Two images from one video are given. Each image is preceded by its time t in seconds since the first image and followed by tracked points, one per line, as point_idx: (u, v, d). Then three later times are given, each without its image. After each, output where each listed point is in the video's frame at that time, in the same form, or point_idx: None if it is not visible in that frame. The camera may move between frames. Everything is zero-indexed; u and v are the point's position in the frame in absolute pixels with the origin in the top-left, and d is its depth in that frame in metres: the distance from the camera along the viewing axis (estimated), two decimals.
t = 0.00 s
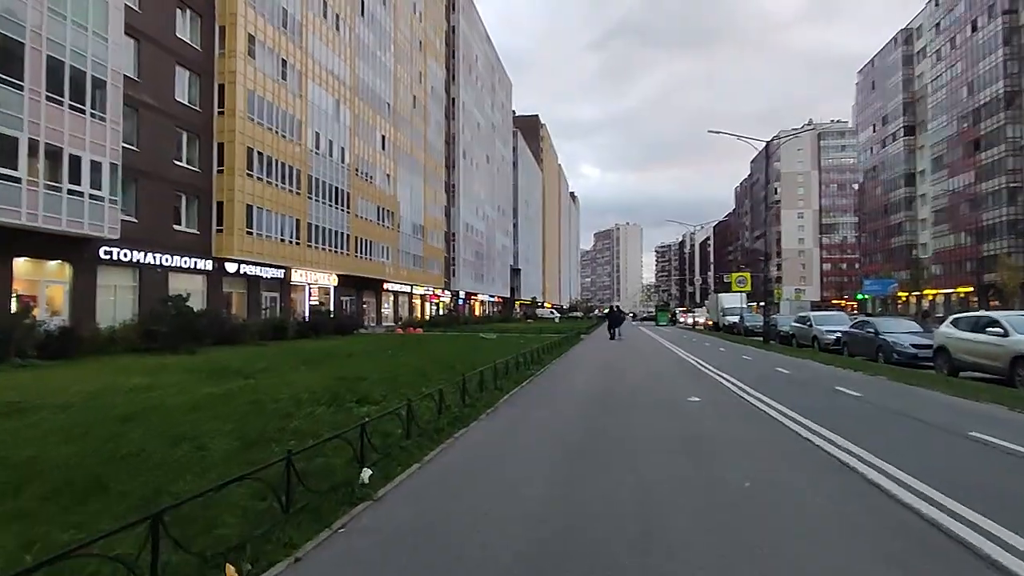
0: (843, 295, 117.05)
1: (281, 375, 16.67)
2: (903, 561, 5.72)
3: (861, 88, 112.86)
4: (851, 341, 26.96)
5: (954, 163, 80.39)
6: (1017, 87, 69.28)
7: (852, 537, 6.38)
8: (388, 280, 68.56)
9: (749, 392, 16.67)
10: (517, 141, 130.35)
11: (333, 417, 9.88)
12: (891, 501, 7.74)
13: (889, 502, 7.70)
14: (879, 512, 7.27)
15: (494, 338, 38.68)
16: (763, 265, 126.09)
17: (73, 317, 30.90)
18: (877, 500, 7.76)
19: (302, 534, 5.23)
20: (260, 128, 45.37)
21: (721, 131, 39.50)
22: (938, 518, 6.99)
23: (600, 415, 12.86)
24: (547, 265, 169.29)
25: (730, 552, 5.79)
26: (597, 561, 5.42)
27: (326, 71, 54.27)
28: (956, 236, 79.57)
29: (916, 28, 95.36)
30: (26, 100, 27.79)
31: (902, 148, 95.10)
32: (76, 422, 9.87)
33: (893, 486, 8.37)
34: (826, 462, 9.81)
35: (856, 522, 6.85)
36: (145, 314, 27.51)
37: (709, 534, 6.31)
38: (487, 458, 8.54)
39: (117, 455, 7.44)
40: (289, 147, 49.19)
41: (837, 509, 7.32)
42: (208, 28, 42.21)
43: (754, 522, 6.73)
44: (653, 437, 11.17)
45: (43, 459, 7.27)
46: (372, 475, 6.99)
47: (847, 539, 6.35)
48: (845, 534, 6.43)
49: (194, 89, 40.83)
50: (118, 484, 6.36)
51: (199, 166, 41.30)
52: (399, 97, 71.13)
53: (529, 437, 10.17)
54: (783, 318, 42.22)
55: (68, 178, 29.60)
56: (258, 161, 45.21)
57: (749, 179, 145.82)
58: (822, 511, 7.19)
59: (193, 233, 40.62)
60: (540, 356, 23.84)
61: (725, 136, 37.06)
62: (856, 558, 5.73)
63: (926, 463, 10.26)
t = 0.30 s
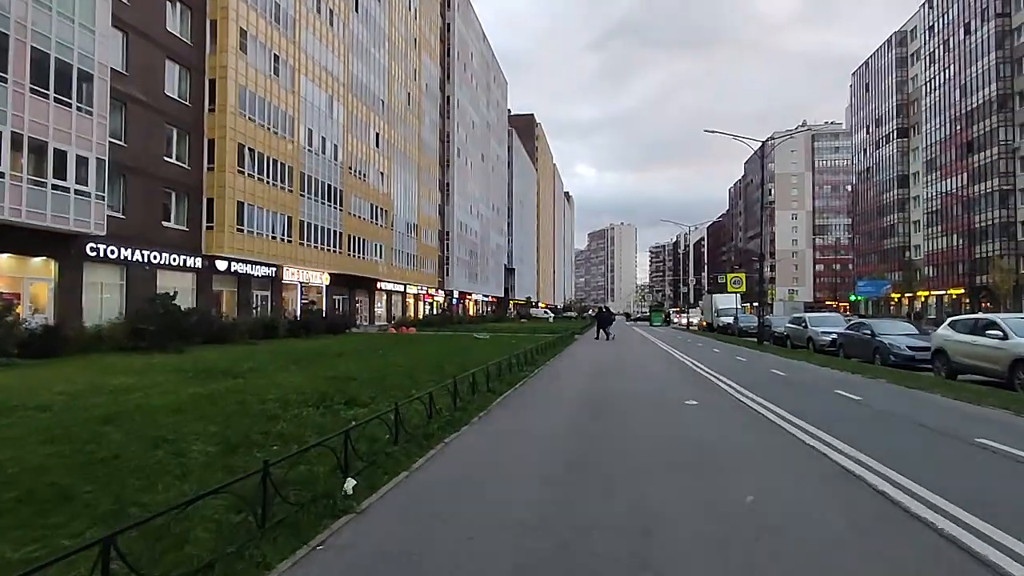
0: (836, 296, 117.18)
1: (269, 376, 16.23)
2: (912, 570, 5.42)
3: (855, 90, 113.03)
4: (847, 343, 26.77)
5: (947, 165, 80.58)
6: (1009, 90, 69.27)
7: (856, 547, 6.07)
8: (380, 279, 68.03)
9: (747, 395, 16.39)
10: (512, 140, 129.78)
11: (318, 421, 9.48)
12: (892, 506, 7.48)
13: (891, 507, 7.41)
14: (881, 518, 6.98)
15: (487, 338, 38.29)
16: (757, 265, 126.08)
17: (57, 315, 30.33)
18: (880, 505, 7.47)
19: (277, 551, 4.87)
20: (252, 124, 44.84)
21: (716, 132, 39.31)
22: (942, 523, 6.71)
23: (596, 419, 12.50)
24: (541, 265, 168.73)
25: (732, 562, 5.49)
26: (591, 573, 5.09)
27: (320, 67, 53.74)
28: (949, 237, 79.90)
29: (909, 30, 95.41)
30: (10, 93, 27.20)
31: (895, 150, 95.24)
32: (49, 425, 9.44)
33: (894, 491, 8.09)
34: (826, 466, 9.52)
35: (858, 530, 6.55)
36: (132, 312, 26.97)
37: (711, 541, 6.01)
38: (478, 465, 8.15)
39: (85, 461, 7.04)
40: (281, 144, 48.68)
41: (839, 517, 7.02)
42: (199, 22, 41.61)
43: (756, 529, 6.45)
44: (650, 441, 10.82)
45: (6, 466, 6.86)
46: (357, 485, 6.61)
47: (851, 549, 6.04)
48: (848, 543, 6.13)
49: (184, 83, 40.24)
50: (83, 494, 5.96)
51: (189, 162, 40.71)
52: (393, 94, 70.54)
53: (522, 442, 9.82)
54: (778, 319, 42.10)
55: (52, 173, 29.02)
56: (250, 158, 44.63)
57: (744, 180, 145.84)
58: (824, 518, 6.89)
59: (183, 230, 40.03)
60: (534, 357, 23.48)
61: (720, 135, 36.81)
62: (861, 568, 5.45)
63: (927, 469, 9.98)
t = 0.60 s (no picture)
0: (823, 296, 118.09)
1: (253, 375, 15.75)
2: (924, 575, 5.13)
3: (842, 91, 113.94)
4: (837, 341, 26.71)
5: (933, 166, 81.36)
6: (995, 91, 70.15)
7: (863, 551, 5.76)
8: (369, 277, 67.41)
9: (741, 394, 16.13)
10: (501, 139, 129.41)
11: (301, 421, 9.05)
12: (898, 507, 7.17)
13: (897, 509, 7.11)
14: (887, 521, 6.68)
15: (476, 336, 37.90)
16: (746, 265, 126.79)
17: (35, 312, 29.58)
18: (884, 507, 7.18)
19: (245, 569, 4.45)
20: (238, 119, 44.09)
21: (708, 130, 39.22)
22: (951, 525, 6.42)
23: (589, 419, 12.15)
24: (531, 264, 168.48)
25: (736, 567, 5.16)
26: None
27: (307, 62, 53.06)
28: (935, 238, 80.77)
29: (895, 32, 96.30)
30: None
31: (882, 150, 96.04)
32: (17, 425, 8.94)
33: (897, 491, 7.82)
34: (826, 466, 9.24)
35: (865, 535, 6.24)
36: (112, 310, 26.31)
37: (714, 546, 5.67)
38: (467, 469, 7.76)
39: (48, 465, 6.57)
40: (268, 140, 47.94)
41: (843, 520, 6.71)
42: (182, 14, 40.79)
43: (756, 532, 6.14)
44: (645, 442, 10.49)
45: None
46: (337, 492, 6.21)
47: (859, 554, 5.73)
48: (856, 549, 5.81)
49: (167, 77, 39.52)
50: (41, 501, 5.51)
51: (173, 157, 39.93)
52: (382, 91, 69.92)
53: (513, 444, 9.44)
54: (768, 318, 42.13)
55: (30, 166, 28.25)
56: (235, 153, 43.89)
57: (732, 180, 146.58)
58: (829, 520, 6.57)
59: (166, 227, 39.25)
60: (524, 356, 23.11)
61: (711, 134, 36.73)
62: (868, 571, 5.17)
63: (928, 469, 9.73)
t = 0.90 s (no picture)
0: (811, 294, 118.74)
1: (233, 378, 15.25)
2: None
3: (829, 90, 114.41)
4: (828, 340, 26.59)
5: (920, 165, 81.89)
6: (980, 91, 70.56)
7: (872, 569, 5.45)
8: (357, 275, 66.82)
9: (733, 395, 15.88)
10: (490, 136, 128.74)
11: (278, 430, 8.64)
12: (901, 519, 6.88)
13: (901, 521, 6.81)
14: (892, 535, 6.37)
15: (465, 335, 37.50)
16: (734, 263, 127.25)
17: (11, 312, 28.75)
18: (889, 519, 6.87)
19: None
20: (222, 115, 43.28)
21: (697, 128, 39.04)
22: (962, 540, 6.15)
23: (580, 424, 11.81)
24: (520, 262, 167.97)
25: None
26: None
27: (293, 57, 52.30)
28: (921, 236, 81.41)
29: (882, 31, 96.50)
30: None
31: (868, 149, 96.55)
32: None
33: (899, 500, 7.53)
34: (825, 471, 8.96)
35: (872, 550, 5.93)
36: (90, 309, 25.59)
37: (719, 568, 5.34)
38: (452, 481, 7.40)
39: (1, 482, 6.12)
40: (253, 136, 47.14)
41: (847, 532, 6.42)
42: (165, 7, 39.89)
43: (761, 549, 5.82)
44: (637, 447, 10.18)
45: None
46: (311, 508, 5.83)
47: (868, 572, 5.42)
48: (863, 566, 5.51)
49: (149, 72, 38.53)
50: None
51: (155, 154, 39.00)
52: (370, 87, 69.17)
53: (500, 452, 9.09)
54: (757, 316, 42.07)
55: (5, 162, 27.41)
56: (220, 150, 43.12)
57: (720, 178, 146.99)
58: (832, 535, 6.30)
59: (149, 225, 38.42)
60: (513, 356, 22.76)
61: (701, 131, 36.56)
62: None
63: (927, 472, 9.49)
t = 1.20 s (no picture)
0: (799, 294, 119.36)
1: (210, 382, 14.74)
2: None
3: (816, 92, 115.17)
4: (818, 340, 26.46)
5: (905, 166, 82.52)
6: (964, 93, 71.34)
7: None
8: (345, 277, 66.14)
9: (725, 397, 15.57)
10: (479, 138, 128.35)
11: (249, 438, 8.19)
12: (904, 528, 6.53)
13: (902, 529, 6.49)
14: (894, 544, 6.03)
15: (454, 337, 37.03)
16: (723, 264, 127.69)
17: None
18: (888, 527, 6.54)
19: None
20: (206, 114, 42.54)
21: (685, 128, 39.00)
22: (972, 550, 5.84)
23: (571, 426, 11.39)
24: (510, 264, 167.60)
25: None
26: None
27: (279, 56, 51.64)
28: (907, 237, 82.04)
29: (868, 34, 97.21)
30: None
31: (855, 151, 97.19)
32: None
33: (904, 508, 7.15)
34: (823, 476, 8.60)
35: (879, 560, 5.61)
36: (66, 312, 24.91)
37: None
38: (433, 489, 7.01)
39: None
40: (238, 136, 46.38)
41: (849, 541, 6.09)
42: (146, 4, 39.13)
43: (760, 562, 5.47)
44: (628, 450, 9.77)
45: None
46: (276, 523, 5.41)
47: None
48: None
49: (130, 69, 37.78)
50: None
51: (135, 153, 38.18)
52: (357, 87, 68.58)
53: (485, 457, 8.65)
54: (747, 317, 42.01)
55: None
56: (203, 149, 42.36)
57: (708, 180, 147.56)
58: (834, 544, 5.96)
59: (130, 225, 37.62)
60: (502, 358, 22.36)
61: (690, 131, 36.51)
62: None
63: (923, 473, 9.19)
